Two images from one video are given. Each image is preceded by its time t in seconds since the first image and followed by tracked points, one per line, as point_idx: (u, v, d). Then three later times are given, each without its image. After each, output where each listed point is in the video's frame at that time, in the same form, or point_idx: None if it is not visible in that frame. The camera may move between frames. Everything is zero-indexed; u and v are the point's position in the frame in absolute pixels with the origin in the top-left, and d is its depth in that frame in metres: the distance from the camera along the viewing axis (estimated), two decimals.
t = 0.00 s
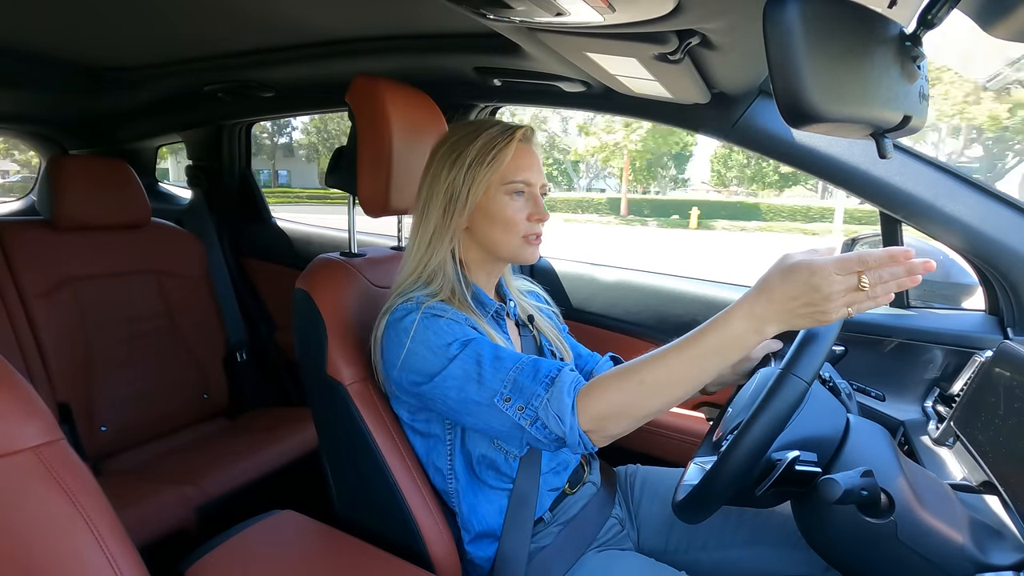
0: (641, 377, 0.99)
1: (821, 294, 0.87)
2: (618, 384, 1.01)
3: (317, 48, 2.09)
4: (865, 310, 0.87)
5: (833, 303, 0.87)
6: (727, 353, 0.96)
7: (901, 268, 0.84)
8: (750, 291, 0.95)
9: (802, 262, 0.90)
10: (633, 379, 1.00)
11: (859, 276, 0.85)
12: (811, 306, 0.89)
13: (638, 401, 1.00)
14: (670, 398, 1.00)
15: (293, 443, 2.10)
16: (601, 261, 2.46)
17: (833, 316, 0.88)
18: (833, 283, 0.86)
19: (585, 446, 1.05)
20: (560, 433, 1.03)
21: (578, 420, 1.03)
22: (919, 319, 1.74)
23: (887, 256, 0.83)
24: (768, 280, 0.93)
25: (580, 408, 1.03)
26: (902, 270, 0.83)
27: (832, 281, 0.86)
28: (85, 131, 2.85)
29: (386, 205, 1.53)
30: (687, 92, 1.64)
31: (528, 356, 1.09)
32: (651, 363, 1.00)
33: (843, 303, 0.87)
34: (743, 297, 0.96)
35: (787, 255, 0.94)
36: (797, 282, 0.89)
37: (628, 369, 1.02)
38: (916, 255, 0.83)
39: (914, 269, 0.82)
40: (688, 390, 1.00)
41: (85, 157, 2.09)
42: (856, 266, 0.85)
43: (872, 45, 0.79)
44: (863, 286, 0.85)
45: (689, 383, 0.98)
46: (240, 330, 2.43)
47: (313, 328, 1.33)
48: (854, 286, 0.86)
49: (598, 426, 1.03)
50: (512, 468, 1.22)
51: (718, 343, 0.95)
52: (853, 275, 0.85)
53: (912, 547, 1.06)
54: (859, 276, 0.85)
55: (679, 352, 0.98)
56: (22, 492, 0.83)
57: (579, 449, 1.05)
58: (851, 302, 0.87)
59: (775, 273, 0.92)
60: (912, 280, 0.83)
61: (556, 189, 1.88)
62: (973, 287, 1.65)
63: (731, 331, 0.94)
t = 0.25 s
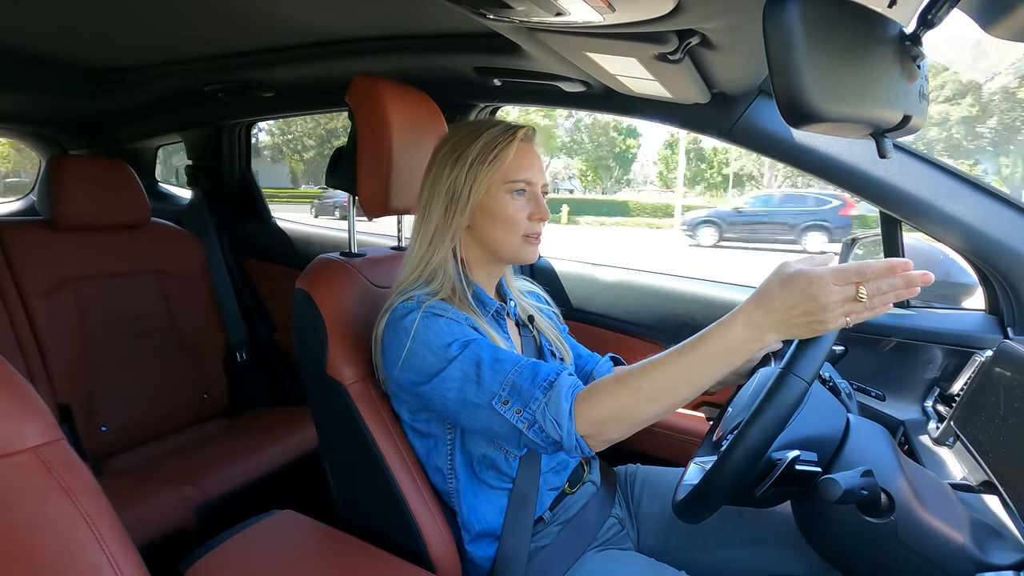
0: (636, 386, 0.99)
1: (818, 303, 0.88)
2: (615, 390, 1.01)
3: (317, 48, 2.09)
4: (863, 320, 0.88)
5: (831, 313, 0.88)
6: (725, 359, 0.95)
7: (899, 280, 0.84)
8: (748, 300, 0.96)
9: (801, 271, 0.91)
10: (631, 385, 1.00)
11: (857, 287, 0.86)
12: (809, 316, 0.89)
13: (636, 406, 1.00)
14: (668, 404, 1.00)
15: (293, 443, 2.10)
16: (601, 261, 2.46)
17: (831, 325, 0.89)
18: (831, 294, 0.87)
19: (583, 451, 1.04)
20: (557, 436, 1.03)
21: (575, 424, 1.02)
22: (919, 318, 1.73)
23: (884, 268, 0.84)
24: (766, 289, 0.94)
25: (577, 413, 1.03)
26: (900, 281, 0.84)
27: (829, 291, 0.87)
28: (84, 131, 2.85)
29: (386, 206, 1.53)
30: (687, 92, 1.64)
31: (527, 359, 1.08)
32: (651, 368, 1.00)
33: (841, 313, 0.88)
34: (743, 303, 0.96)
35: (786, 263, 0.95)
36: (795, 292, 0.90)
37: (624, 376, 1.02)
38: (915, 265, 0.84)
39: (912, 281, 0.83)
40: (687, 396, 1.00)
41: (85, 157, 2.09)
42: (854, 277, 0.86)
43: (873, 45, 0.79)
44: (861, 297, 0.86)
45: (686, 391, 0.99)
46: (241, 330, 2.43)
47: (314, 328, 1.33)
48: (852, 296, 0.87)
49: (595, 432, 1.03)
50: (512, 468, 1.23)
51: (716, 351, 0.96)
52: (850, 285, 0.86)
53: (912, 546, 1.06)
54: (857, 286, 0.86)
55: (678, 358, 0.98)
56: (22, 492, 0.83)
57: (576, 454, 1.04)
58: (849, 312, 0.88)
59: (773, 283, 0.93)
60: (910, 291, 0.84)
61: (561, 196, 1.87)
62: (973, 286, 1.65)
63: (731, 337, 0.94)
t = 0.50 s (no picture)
0: (632, 392, 1.00)
1: (813, 312, 0.88)
2: (611, 396, 1.01)
3: (317, 48, 2.09)
4: (859, 327, 0.88)
5: (826, 321, 0.88)
6: (718, 365, 0.96)
7: (893, 285, 0.84)
8: (744, 310, 0.96)
9: (795, 280, 0.91)
10: (626, 393, 1.00)
11: (851, 294, 0.86)
12: (803, 325, 0.90)
13: (630, 414, 1.01)
14: (662, 412, 1.01)
15: (293, 444, 2.10)
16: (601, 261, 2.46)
17: (827, 333, 0.89)
18: (825, 302, 0.87)
19: (577, 457, 1.04)
20: (551, 442, 1.02)
21: (570, 430, 1.02)
22: (919, 319, 1.72)
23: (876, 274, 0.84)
24: (761, 299, 0.94)
25: (572, 418, 1.03)
26: (893, 287, 0.84)
27: (823, 299, 0.87)
28: (85, 131, 2.85)
29: (386, 205, 1.53)
30: (687, 93, 1.64)
31: (522, 364, 1.08)
32: (647, 375, 1.01)
33: (836, 321, 0.88)
34: (740, 314, 0.96)
35: (781, 272, 0.95)
36: (790, 301, 0.90)
37: (618, 383, 1.03)
38: (907, 271, 0.84)
39: (905, 286, 0.83)
40: (680, 405, 1.00)
41: (85, 158, 2.09)
42: (847, 284, 0.86)
43: (872, 45, 0.79)
44: (855, 303, 0.86)
45: (680, 398, 0.99)
46: (240, 332, 2.46)
47: (314, 327, 1.33)
48: (847, 303, 0.87)
49: (589, 438, 1.04)
50: (512, 469, 1.23)
51: (711, 359, 0.96)
52: (845, 292, 0.86)
53: (912, 547, 1.06)
54: (851, 294, 0.86)
55: (672, 366, 0.99)
56: (22, 492, 0.83)
57: (571, 459, 1.04)
58: (845, 320, 0.88)
59: (767, 293, 0.93)
60: (904, 297, 0.84)
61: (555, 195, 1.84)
62: (973, 287, 1.64)
63: (725, 345, 0.95)
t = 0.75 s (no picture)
0: (628, 394, 0.99)
1: (809, 315, 0.87)
2: (607, 398, 1.01)
3: (317, 48, 2.09)
4: (856, 330, 0.87)
5: (822, 324, 0.87)
6: (713, 367, 0.95)
7: (888, 289, 0.84)
8: (743, 311, 0.95)
9: (791, 284, 0.90)
10: (621, 395, 1.00)
11: (846, 297, 0.85)
12: (798, 328, 0.89)
13: (627, 417, 1.00)
14: (660, 415, 1.00)
15: (292, 443, 2.10)
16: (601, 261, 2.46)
17: (824, 337, 0.88)
18: (821, 305, 0.86)
19: (574, 458, 1.04)
20: (547, 443, 1.02)
21: (566, 432, 1.02)
22: (918, 319, 1.72)
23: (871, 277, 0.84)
24: (758, 303, 0.94)
25: (568, 420, 1.02)
26: (889, 290, 0.84)
27: (819, 303, 0.86)
28: (84, 130, 2.85)
29: (387, 204, 1.53)
30: (687, 93, 1.64)
31: (520, 365, 1.08)
32: (642, 379, 1.00)
33: (832, 325, 0.87)
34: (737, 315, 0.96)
35: (777, 276, 0.94)
36: (786, 304, 0.89)
37: (614, 386, 1.02)
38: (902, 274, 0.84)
39: (901, 290, 0.83)
40: (677, 406, 1.00)
41: (84, 157, 2.09)
42: (843, 287, 0.85)
43: (872, 46, 0.79)
44: (851, 306, 0.85)
45: (675, 401, 0.98)
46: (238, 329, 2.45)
47: (313, 327, 1.33)
48: (842, 306, 0.86)
49: (587, 440, 1.03)
50: (512, 468, 1.23)
51: (706, 361, 0.96)
52: (840, 295, 0.86)
53: (911, 548, 1.06)
54: (847, 296, 0.85)
55: (667, 370, 0.98)
56: (21, 492, 0.83)
57: (567, 460, 1.04)
58: (841, 324, 0.87)
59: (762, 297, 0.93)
60: (899, 301, 0.84)
61: (551, 192, 1.82)
62: (973, 287, 1.65)
63: (720, 348, 0.94)
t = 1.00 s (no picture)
0: (626, 398, 0.98)
1: (802, 314, 0.88)
2: (604, 402, 1.00)
3: (316, 48, 2.09)
4: (849, 328, 0.88)
5: (816, 322, 0.88)
6: (711, 372, 0.94)
7: (878, 284, 0.86)
8: (736, 316, 0.95)
9: (783, 285, 0.91)
10: (620, 399, 0.99)
11: (838, 295, 0.87)
12: (793, 328, 0.90)
13: (625, 420, 0.99)
14: (659, 419, 0.99)
15: (293, 444, 2.10)
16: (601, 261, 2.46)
17: (819, 336, 0.89)
18: (813, 305, 0.87)
19: (573, 462, 1.04)
20: (547, 447, 1.02)
21: (565, 436, 1.01)
22: (920, 318, 1.72)
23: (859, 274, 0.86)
24: (751, 305, 0.94)
25: (567, 424, 1.02)
26: (879, 286, 0.86)
27: (811, 302, 0.88)
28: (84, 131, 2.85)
29: (386, 206, 1.53)
30: (687, 92, 1.64)
31: (521, 368, 1.08)
32: (639, 383, 0.99)
33: (825, 324, 0.88)
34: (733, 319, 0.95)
35: (767, 279, 0.95)
36: (779, 305, 0.90)
37: (612, 391, 1.01)
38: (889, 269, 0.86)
39: (890, 284, 0.85)
40: (676, 410, 0.99)
41: (85, 158, 2.09)
42: (833, 285, 0.87)
43: (871, 45, 0.79)
44: (842, 304, 0.87)
45: (672, 405, 0.98)
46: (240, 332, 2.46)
47: (313, 328, 1.33)
48: (834, 304, 0.88)
49: (584, 443, 1.02)
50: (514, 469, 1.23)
51: (706, 365, 0.95)
52: (831, 293, 0.87)
53: (912, 546, 1.06)
54: (838, 294, 0.87)
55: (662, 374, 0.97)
56: (23, 492, 0.83)
57: (565, 463, 1.04)
58: (834, 322, 0.89)
59: (756, 301, 0.93)
60: (890, 296, 0.86)
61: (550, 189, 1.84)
62: (973, 286, 1.64)
63: (717, 354, 0.94)
